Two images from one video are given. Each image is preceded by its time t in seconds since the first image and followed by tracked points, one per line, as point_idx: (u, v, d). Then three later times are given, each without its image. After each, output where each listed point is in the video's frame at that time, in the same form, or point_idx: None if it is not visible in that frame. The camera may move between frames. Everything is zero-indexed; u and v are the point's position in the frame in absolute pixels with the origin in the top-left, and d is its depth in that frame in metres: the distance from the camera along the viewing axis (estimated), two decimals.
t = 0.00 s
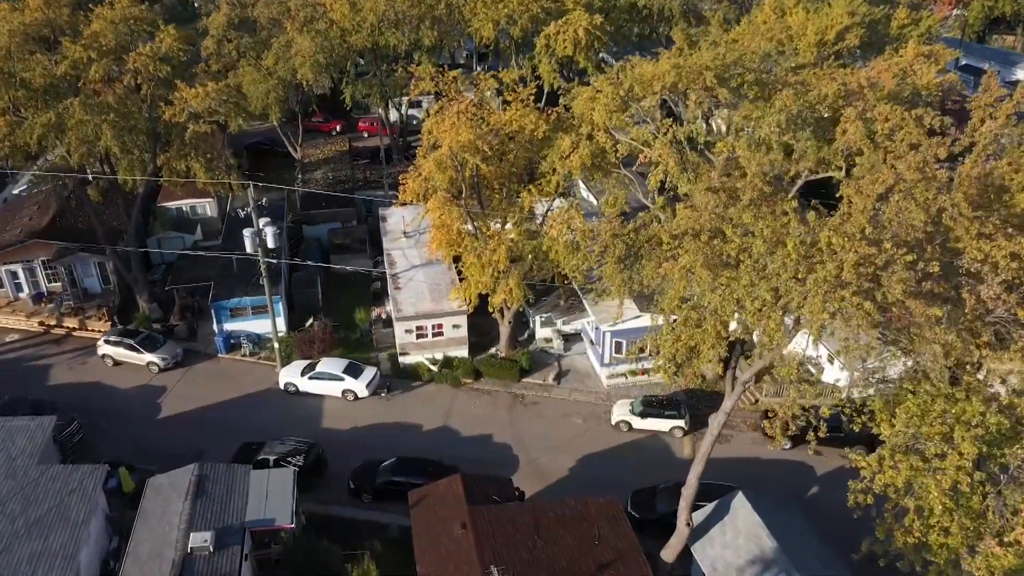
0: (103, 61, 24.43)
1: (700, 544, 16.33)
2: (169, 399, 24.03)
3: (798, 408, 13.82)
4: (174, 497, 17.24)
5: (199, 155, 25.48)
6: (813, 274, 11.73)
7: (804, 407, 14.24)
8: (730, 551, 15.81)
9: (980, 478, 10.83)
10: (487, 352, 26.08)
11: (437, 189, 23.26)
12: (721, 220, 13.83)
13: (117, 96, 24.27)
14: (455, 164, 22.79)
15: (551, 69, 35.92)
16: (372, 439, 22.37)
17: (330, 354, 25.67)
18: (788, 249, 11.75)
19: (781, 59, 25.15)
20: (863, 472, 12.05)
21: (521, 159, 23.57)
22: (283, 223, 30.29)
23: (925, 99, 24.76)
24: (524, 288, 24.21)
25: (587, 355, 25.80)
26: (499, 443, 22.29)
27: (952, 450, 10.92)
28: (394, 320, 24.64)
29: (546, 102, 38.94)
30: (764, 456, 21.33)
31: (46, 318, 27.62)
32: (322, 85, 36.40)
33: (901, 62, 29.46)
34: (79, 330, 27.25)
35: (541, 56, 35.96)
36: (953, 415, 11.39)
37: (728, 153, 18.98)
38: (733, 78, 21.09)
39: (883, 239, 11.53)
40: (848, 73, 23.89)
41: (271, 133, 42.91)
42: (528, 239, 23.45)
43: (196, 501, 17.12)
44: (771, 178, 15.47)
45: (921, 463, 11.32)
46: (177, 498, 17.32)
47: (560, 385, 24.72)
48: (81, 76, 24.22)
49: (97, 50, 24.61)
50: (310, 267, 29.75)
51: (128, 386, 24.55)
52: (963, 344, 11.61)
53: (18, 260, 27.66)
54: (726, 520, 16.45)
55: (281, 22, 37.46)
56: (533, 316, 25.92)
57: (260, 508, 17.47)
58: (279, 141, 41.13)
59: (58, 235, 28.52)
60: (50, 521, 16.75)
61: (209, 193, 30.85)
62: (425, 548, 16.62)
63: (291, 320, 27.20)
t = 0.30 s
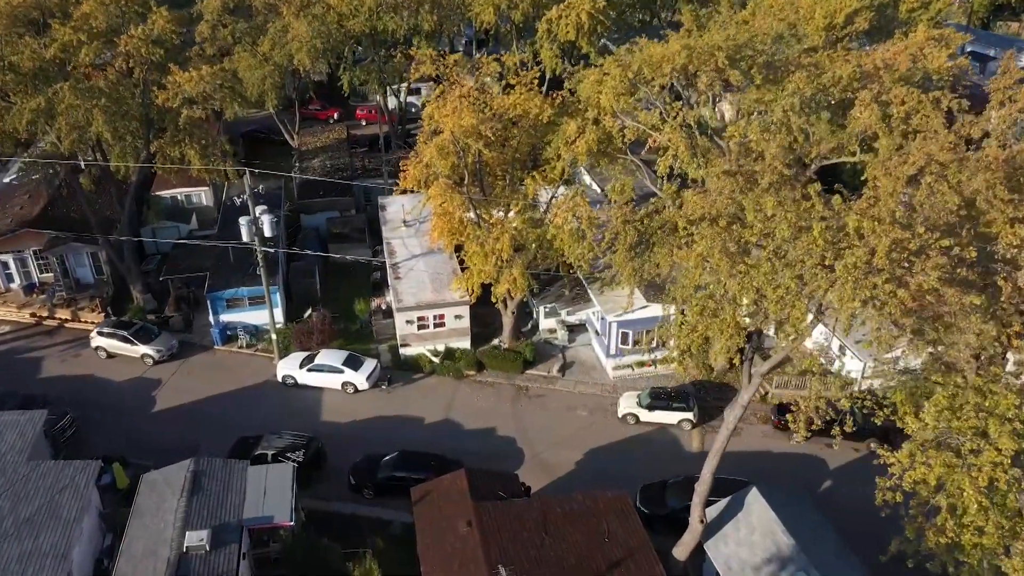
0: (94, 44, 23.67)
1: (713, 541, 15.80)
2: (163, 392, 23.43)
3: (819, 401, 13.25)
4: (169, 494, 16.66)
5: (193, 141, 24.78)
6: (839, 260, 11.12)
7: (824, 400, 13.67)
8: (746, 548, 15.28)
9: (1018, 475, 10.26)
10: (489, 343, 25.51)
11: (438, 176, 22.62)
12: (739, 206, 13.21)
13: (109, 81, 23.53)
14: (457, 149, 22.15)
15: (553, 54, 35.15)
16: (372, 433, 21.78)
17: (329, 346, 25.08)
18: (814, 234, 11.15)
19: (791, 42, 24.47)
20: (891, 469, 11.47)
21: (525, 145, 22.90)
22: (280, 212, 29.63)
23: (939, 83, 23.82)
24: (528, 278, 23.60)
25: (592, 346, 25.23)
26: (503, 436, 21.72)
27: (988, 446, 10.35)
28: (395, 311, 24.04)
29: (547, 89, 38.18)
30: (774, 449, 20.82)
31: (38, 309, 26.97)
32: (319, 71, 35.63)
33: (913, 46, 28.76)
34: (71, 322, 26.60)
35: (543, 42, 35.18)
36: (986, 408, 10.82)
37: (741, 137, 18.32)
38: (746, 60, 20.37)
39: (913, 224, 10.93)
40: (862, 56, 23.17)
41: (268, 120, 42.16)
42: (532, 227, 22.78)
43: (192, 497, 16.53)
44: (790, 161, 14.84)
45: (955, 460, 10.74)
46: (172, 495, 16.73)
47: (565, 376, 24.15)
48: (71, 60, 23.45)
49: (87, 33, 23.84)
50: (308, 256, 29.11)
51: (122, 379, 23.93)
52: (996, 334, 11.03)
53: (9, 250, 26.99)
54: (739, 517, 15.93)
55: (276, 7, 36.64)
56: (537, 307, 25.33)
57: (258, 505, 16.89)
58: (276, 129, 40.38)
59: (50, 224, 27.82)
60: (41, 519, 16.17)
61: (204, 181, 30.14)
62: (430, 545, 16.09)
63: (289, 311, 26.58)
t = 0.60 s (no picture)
0: (85, 35, 22.99)
1: (728, 545, 15.25)
2: (158, 392, 22.82)
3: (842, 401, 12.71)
4: (164, 498, 16.07)
5: (188, 135, 24.13)
6: (869, 253, 10.66)
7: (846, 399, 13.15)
8: (761, 552, 14.75)
9: None
10: (492, 341, 24.95)
11: (440, 170, 22.04)
12: (757, 198, 12.67)
13: (101, 73, 22.84)
14: (459, 143, 21.60)
15: (554, 48, 34.55)
16: (373, 434, 21.20)
17: (328, 344, 24.51)
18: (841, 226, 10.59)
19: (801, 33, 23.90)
20: (920, 472, 10.92)
21: (528, 139, 22.33)
22: (277, 209, 29.03)
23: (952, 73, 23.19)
24: (532, 275, 23.03)
25: (597, 344, 24.67)
26: (507, 437, 21.17)
27: None
28: (395, 309, 23.48)
29: (548, 83, 37.55)
30: (784, 449, 20.28)
31: (29, 308, 26.32)
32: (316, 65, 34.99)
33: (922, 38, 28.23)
34: (63, 321, 25.97)
35: (544, 35, 34.59)
36: None
37: (753, 129, 17.78)
38: (757, 50, 19.81)
39: (946, 217, 10.37)
40: (874, 46, 22.61)
41: (264, 116, 41.54)
42: (536, 223, 22.16)
43: (188, 502, 15.94)
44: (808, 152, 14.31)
45: (991, 462, 10.20)
46: (167, 499, 16.14)
47: (569, 375, 23.61)
48: (61, 52, 22.75)
49: (78, 24, 23.15)
50: (306, 253, 28.51)
51: (115, 380, 23.31)
52: None
53: None
54: (755, 520, 15.38)
55: None
56: (540, 304, 24.77)
57: (256, 510, 16.30)
58: (272, 125, 39.75)
59: (41, 221, 27.16)
60: (30, 525, 15.57)
61: (200, 177, 29.49)
62: (434, 552, 15.50)
63: (287, 309, 25.98)
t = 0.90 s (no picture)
0: (72, 28, 22.24)
1: (740, 549, 14.75)
2: (149, 395, 22.18)
3: (863, 401, 12.18)
4: (155, 505, 15.47)
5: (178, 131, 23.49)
6: (896, 245, 10.19)
7: (867, 399, 12.55)
8: (775, 556, 14.25)
9: None
10: (491, 341, 24.39)
11: (438, 165, 21.52)
12: (772, 189, 12.17)
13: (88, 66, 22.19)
14: (458, 137, 21.12)
15: (552, 42, 34.02)
16: (371, 437, 20.63)
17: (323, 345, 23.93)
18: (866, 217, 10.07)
19: (805, 25, 23.41)
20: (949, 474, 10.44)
21: (528, 133, 21.85)
22: (271, 206, 28.41)
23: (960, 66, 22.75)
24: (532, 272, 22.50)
25: (599, 343, 24.16)
26: (509, 439, 20.63)
27: None
28: (393, 308, 22.92)
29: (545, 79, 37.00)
30: (793, 449, 19.75)
31: (16, 309, 25.64)
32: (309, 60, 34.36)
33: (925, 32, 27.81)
34: (51, 322, 25.32)
35: (541, 29, 34.06)
36: None
37: (760, 120, 17.30)
38: (762, 40, 19.31)
39: (976, 207, 9.88)
40: (881, 37, 22.14)
41: (256, 113, 40.86)
42: (537, 219, 21.63)
43: (180, 509, 15.35)
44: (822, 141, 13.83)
45: None
46: (158, 506, 15.54)
47: (571, 375, 23.08)
48: (48, 45, 22.01)
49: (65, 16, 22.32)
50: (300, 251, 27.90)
51: (105, 382, 22.67)
52: None
53: None
54: (768, 523, 14.88)
55: None
56: (541, 302, 24.23)
57: (252, 516, 15.70)
58: (264, 123, 39.09)
59: (29, 220, 26.48)
60: (15, 534, 14.95)
61: (192, 175, 28.91)
62: (436, 560, 14.90)
63: (281, 309, 25.38)
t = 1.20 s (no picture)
0: (52, 21, 21.55)
1: (750, 551, 14.30)
2: (135, 398, 21.52)
3: (880, 396, 11.80)
4: (143, 513, 14.86)
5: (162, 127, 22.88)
6: (919, 232, 9.87)
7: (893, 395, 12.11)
8: (787, 558, 13.81)
9: None
10: (487, 340, 23.87)
11: (432, 159, 20.96)
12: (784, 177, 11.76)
13: (69, 60, 21.47)
14: (451, 131, 20.60)
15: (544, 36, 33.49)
16: (365, 439, 20.06)
17: (315, 345, 23.35)
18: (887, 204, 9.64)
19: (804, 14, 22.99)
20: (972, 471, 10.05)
21: (523, 126, 21.30)
22: (259, 204, 27.76)
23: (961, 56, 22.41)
24: (529, 269, 21.99)
25: (597, 341, 23.71)
26: (507, 440, 20.13)
27: None
28: (385, 306, 22.35)
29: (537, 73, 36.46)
30: (798, 447, 19.36)
31: None
32: (297, 55, 33.67)
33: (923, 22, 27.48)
34: (33, 324, 24.62)
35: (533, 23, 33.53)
36: None
37: (762, 110, 16.90)
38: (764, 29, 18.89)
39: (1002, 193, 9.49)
40: (883, 25, 21.77)
41: (242, 111, 40.11)
42: (533, 214, 21.12)
43: (169, 517, 14.74)
44: (832, 129, 13.42)
45: None
46: (145, 514, 14.92)
47: (569, 373, 22.62)
48: (26, 38, 21.30)
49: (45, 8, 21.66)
50: (289, 250, 27.26)
51: (88, 386, 21.98)
52: None
53: None
54: (778, 524, 14.45)
55: None
56: (537, 300, 23.74)
57: (243, 523, 15.10)
58: (251, 121, 38.36)
59: (9, 220, 25.71)
60: None
61: (178, 172, 27.97)
62: (438, 569, 14.34)
63: (271, 308, 24.77)
